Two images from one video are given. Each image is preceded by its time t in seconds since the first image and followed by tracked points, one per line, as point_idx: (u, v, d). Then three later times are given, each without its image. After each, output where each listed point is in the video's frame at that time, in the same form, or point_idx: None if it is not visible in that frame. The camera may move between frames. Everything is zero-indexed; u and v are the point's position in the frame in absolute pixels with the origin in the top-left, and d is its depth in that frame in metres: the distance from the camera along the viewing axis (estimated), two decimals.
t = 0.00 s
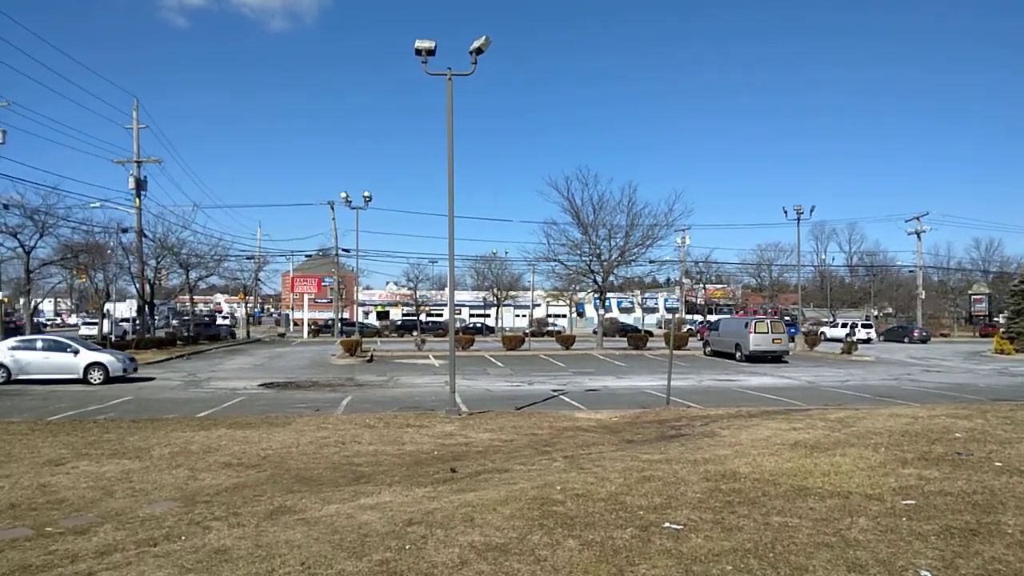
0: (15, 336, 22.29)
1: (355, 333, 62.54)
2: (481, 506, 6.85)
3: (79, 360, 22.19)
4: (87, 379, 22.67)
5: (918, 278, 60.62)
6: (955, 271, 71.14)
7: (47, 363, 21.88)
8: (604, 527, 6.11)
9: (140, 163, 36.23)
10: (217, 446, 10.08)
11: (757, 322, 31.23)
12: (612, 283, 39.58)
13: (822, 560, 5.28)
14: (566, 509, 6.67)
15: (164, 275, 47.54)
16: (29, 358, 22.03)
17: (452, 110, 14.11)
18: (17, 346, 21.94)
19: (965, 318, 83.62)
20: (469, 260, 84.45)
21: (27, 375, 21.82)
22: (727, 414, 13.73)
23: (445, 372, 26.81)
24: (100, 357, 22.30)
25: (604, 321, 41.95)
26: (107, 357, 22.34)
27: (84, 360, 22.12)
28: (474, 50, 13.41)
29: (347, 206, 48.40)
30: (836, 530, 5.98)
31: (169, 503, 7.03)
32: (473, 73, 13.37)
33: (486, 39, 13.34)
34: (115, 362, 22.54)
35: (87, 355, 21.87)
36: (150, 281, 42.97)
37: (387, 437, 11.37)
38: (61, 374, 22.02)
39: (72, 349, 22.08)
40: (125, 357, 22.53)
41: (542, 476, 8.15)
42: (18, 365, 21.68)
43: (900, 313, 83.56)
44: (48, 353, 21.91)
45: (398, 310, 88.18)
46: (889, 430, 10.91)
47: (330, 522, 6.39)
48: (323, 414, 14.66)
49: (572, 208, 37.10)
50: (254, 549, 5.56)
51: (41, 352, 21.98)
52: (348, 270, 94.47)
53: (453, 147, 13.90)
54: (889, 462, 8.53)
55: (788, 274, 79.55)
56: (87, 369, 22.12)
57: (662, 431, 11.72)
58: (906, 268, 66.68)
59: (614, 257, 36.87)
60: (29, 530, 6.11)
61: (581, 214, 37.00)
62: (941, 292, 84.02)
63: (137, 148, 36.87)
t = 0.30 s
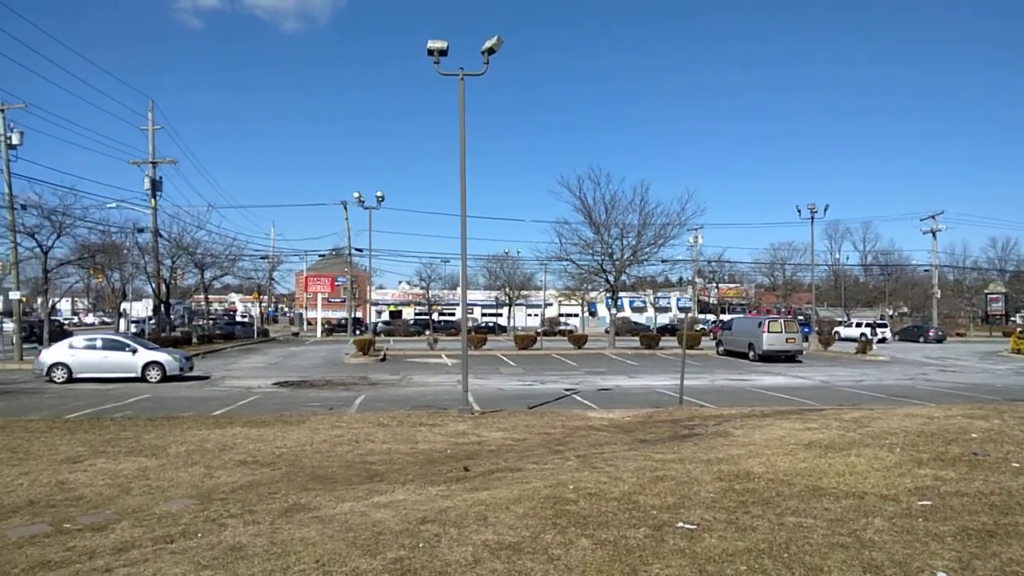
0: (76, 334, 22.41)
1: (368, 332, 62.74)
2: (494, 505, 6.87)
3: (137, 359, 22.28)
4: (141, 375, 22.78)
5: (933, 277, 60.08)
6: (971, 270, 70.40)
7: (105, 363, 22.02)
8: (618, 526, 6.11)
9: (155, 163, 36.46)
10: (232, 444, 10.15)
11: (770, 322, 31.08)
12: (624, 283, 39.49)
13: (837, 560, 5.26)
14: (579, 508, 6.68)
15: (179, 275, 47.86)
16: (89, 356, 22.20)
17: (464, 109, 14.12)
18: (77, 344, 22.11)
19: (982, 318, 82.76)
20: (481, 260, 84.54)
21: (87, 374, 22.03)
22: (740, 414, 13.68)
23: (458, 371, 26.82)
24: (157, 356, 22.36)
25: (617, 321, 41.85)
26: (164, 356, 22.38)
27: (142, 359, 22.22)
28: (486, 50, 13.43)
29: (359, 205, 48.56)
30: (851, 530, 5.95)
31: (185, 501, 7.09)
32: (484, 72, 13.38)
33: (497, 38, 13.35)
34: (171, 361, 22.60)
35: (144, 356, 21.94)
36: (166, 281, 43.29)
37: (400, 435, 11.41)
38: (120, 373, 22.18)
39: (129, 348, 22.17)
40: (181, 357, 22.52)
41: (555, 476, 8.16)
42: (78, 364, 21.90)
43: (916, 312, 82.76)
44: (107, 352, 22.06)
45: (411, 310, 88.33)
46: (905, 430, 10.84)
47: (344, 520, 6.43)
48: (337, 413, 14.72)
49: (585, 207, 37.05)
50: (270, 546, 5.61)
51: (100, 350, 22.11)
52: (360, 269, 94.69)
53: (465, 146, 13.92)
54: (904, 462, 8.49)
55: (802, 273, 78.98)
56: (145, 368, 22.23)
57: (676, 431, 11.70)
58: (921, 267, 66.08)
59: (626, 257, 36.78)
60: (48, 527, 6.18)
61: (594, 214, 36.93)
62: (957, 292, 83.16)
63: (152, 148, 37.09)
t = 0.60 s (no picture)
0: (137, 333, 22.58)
1: (383, 330, 62.91)
2: (509, 503, 6.86)
3: (196, 358, 22.45)
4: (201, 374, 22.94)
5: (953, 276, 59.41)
6: (992, 268, 69.48)
7: (166, 362, 22.19)
8: (633, 526, 6.08)
9: (172, 162, 36.70)
10: (248, 442, 10.22)
11: (787, 321, 30.85)
12: (639, 281, 39.36)
13: (855, 562, 5.22)
14: (594, 508, 6.66)
15: (196, 273, 48.20)
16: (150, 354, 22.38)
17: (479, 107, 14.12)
18: (138, 343, 22.28)
19: (1003, 317, 81.66)
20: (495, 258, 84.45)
21: (148, 373, 22.18)
22: (755, 413, 13.62)
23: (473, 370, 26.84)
24: (216, 355, 22.53)
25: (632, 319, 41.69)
26: (223, 354, 22.55)
27: (201, 357, 22.38)
28: (500, 47, 13.41)
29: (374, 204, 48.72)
30: (869, 532, 5.90)
31: (202, 498, 7.14)
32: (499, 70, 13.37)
33: (512, 36, 13.34)
34: (229, 359, 22.73)
35: (204, 354, 22.13)
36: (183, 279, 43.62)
37: (415, 434, 11.43)
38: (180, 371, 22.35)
39: (189, 347, 22.34)
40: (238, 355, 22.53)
41: (570, 475, 8.14)
42: (140, 363, 22.08)
43: (935, 311, 81.84)
44: (168, 351, 22.27)
45: (425, 308, 88.47)
46: (924, 430, 10.73)
47: (360, 518, 6.45)
48: (352, 412, 14.78)
49: (599, 205, 36.94)
50: (286, 544, 5.63)
51: (161, 349, 22.28)
52: (375, 267, 94.94)
53: (480, 144, 13.91)
54: (924, 463, 8.40)
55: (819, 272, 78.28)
56: (204, 366, 22.39)
57: (691, 430, 11.65)
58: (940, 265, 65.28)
59: (641, 255, 36.65)
60: (68, 523, 6.24)
61: (608, 212, 36.84)
62: (977, 290, 82.12)
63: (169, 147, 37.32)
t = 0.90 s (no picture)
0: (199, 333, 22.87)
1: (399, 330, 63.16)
2: (525, 503, 6.87)
3: (256, 358, 22.66)
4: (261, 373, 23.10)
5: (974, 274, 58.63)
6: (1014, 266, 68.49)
7: (228, 362, 22.42)
8: (650, 526, 6.06)
9: (190, 164, 37.00)
10: (266, 441, 10.28)
11: (804, 320, 30.61)
12: (655, 280, 39.20)
13: (874, 563, 5.17)
14: (611, 507, 6.65)
15: (214, 274, 48.58)
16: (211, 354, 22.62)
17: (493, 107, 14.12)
18: (200, 344, 22.54)
19: None
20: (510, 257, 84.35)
21: (210, 373, 22.40)
22: (773, 413, 13.52)
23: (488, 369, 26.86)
24: (275, 355, 22.69)
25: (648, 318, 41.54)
26: (282, 353, 22.70)
27: (261, 357, 22.55)
28: (515, 47, 13.42)
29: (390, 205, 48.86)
30: (888, 532, 5.84)
31: (222, 496, 7.20)
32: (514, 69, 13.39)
33: (527, 35, 13.33)
34: (288, 360, 22.79)
35: (264, 354, 22.31)
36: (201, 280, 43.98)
37: (431, 433, 11.45)
38: (240, 371, 22.56)
39: (249, 347, 22.56)
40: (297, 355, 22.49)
41: (587, 474, 8.13)
42: (202, 363, 22.32)
43: (955, 310, 80.85)
44: (228, 351, 22.46)
45: (440, 308, 88.65)
46: (944, 430, 10.62)
47: (377, 517, 6.47)
48: (369, 411, 14.84)
49: (614, 204, 36.85)
50: (304, 542, 5.66)
51: (221, 349, 22.51)
52: (391, 267, 95.22)
53: (495, 144, 13.92)
54: (944, 463, 8.30)
55: (837, 270, 77.56)
56: (264, 365, 22.56)
57: (708, 430, 11.60)
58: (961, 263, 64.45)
59: (657, 254, 36.51)
60: (89, 521, 6.31)
61: (624, 211, 36.74)
62: (999, 288, 81.03)
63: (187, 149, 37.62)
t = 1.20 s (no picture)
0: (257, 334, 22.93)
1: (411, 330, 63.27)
2: (537, 503, 6.86)
3: (312, 359, 22.43)
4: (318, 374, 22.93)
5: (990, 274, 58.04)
6: None
7: (283, 362, 22.31)
8: (663, 527, 6.04)
9: (205, 164, 37.20)
10: (280, 440, 10.32)
11: (818, 320, 30.44)
12: (668, 281, 39.09)
13: (889, 565, 5.14)
14: (623, 508, 6.63)
15: (228, 273, 48.85)
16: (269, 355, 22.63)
17: (506, 107, 14.12)
18: (258, 344, 22.59)
19: None
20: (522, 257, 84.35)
21: (267, 373, 22.40)
22: (787, 414, 13.45)
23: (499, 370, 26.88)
24: (331, 355, 22.33)
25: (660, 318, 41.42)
26: (338, 354, 22.31)
27: (316, 358, 22.28)
28: (528, 47, 13.41)
29: (402, 205, 48.97)
30: (903, 535, 5.80)
31: (235, 495, 7.24)
32: (526, 69, 13.38)
33: (539, 36, 13.33)
34: (344, 360, 22.40)
35: (317, 355, 22.02)
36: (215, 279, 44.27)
37: (443, 433, 11.46)
38: (297, 372, 22.41)
39: (305, 348, 22.39)
40: (351, 357, 22.19)
41: (599, 475, 8.10)
42: (259, 363, 22.35)
43: (972, 311, 80.04)
44: (284, 352, 22.38)
45: (452, 308, 88.77)
46: (960, 432, 10.53)
47: (390, 516, 6.48)
48: (381, 411, 14.88)
49: (627, 204, 36.75)
50: (317, 541, 5.69)
51: (278, 350, 22.47)
52: (403, 267, 95.40)
53: (507, 144, 13.93)
54: (960, 465, 8.24)
55: (852, 271, 76.94)
56: (319, 366, 22.23)
57: (721, 431, 11.55)
58: (977, 263, 63.82)
59: (669, 254, 36.39)
60: (105, 519, 6.37)
61: (636, 211, 36.64)
62: (1016, 289, 80.14)
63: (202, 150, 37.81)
